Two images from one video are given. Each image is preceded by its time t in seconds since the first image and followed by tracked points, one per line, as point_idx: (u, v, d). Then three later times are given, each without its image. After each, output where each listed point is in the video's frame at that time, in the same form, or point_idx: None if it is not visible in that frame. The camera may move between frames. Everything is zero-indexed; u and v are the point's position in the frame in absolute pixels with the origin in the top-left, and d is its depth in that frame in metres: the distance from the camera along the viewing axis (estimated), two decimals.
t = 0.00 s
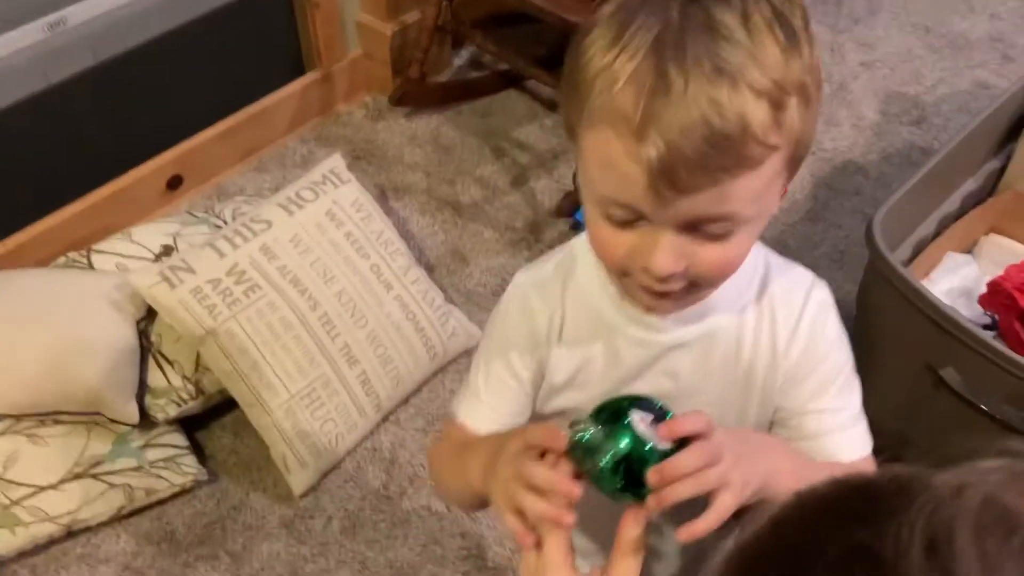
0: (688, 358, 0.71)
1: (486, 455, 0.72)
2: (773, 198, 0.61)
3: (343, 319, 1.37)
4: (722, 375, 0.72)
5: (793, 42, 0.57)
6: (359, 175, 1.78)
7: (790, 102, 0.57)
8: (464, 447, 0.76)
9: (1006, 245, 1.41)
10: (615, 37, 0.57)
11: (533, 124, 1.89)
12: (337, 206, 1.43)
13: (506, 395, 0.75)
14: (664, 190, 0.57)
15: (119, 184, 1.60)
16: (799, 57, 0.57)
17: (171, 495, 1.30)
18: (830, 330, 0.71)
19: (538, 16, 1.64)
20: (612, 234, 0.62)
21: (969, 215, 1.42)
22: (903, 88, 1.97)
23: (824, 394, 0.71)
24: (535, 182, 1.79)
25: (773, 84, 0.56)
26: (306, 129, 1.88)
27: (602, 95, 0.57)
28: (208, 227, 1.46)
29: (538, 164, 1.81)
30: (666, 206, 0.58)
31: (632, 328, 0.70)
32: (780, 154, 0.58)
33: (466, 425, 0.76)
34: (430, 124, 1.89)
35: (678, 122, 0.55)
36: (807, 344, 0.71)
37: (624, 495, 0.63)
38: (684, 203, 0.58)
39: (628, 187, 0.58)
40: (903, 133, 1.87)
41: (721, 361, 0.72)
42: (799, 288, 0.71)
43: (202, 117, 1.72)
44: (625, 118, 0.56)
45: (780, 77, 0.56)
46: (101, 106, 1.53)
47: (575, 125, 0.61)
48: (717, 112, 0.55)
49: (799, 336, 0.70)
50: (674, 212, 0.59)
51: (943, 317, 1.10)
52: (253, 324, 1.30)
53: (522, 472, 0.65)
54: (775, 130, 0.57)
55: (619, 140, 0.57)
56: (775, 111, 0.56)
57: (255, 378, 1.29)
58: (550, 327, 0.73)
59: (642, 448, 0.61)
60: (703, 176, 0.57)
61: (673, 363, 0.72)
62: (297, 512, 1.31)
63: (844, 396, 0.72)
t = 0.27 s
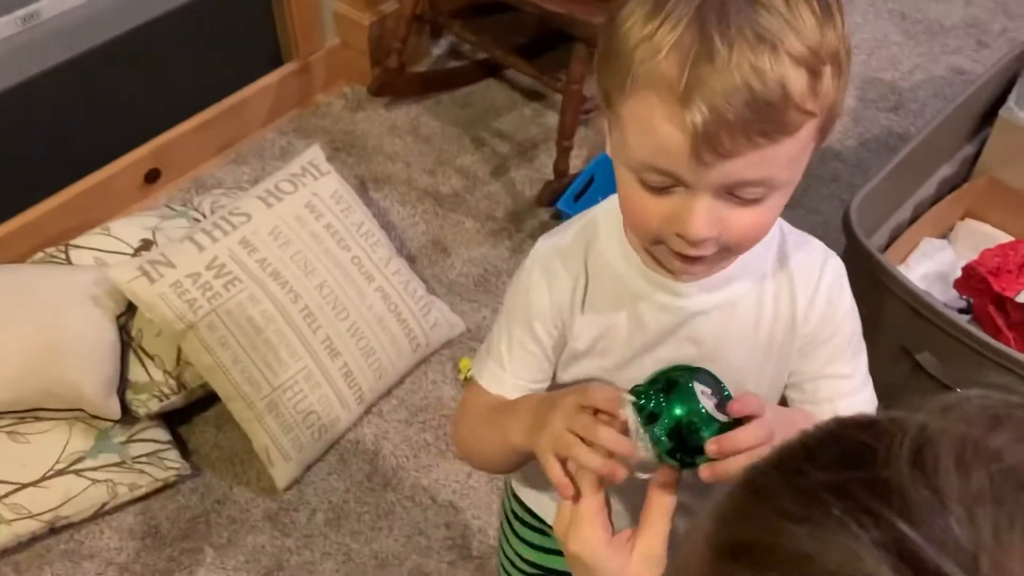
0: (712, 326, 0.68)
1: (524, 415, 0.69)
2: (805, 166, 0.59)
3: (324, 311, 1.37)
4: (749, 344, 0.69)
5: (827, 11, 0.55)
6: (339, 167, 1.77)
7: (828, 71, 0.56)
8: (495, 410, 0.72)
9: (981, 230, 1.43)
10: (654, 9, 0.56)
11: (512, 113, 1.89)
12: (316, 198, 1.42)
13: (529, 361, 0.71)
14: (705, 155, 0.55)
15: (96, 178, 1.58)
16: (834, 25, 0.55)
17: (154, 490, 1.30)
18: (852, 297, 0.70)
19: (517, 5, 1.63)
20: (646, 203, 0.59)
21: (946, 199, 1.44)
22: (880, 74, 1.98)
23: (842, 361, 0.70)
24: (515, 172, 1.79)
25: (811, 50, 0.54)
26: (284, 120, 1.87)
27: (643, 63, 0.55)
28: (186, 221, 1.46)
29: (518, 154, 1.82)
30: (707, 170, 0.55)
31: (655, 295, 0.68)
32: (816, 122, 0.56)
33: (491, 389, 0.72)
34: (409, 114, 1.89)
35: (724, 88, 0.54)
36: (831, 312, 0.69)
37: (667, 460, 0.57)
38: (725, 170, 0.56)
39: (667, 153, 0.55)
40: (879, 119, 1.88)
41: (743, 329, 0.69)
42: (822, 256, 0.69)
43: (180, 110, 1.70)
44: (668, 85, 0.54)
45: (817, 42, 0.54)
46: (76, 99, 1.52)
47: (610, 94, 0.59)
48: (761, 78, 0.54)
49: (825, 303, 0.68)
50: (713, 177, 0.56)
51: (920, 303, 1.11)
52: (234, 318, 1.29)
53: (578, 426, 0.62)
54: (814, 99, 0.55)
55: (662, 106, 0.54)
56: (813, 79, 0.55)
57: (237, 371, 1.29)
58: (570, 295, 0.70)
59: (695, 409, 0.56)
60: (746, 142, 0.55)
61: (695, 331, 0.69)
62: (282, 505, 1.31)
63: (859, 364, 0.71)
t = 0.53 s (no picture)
0: (671, 330, 0.70)
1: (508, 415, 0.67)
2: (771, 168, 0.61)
3: (319, 316, 1.37)
4: (707, 344, 0.71)
5: (790, 15, 0.57)
6: (329, 171, 1.78)
7: (794, 74, 0.57)
8: (463, 421, 0.70)
9: (967, 222, 1.44)
10: (626, 20, 0.56)
11: (501, 115, 1.90)
12: (307, 203, 1.43)
13: (486, 368, 0.70)
14: (687, 163, 0.56)
15: (86, 188, 1.58)
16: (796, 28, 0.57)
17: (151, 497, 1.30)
18: (791, 299, 0.74)
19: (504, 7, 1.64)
20: (623, 210, 0.60)
21: (932, 193, 1.45)
22: (866, 69, 1.99)
23: (785, 360, 0.74)
24: (505, 173, 1.80)
25: (780, 54, 0.56)
26: (274, 125, 1.87)
27: (622, 72, 0.55)
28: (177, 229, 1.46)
29: (508, 155, 1.82)
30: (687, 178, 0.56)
31: (617, 301, 0.69)
32: (786, 126, 0.58)
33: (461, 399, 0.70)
34: (398, 117, 1.89)
35: (704, 96, 0.54)
36: (772, 313, 0.73)
37: (662, 463, 0.55)
38: (704, 176, 0.57)
39: (650, 162, 0.56)
40: (866, 114, 1.89)
41: (700, 330, 0.71)
42: (768, 262, 0.73)
43: (169, 117, 1.70)
44: (649, 94, 0.55)
45: (785, 46, 0.56)
46: (64, 109, 1.52)
47: (582, 103, 0.59)
48: (737, 85, 0.55)
49: (766, 307, 0.72)
50: (692, 184, 0.57)
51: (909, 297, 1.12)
52: (228, 324, 1.30)
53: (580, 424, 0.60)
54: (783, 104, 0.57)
55: (644, 115, 0.55)
56: (782, 83, 0.56)
57: (232, 378, 1.29)
58: (528, 299, 0.70)
59: (691, 414, 0.54)
60: (724, 148, 0.56)
61: (652, 336, 0.71)
62: (279, 510, 1.31)
63: (800, 361, 0.74)
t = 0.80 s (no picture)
0: (642, 335, 0.71)
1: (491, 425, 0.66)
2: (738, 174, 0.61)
3: (314, 320, 1.37)
4: (680, 349, 0.72)
5: (752, 20, 0.57)
6: (324, 176, 1.78)
7: (760, 80, 0.57)
8: (445, 431, 0.70)
9: (961, 219, 1.45)
10: (587, 30, 0.56)
11: (496, 118, 1.90)
12: (303, 209, 1.43)
13: (460, 377, 0.70)
14: (653, 174, 0.56)
15: (82, 196, 1.58)
16: (760, 34, 0.57)
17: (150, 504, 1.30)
18: (761, 302, 0.74)
19: (497, 10, 1.65)
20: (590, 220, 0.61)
21: (924, 191, 1.45)
22: (858, 68, 2.00)
23: (756, 363, 0.74)
24: (500, 176, 1.80)
25: (742, 62, 0.56)
26: (269, 131, 1.87)
27: (583, 86, 0.56)
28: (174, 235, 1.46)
29: (503, 158, 1.83)
30: (652, 188, 0.57)
31: (587, 308, 0.69)
32: (752, 132, 0.58)
33: (442, 409, 0.70)
34: (393, 121, 1.90)
35: (664, 108, 0.55)
36: (742, 318, 0.73)
37: (642, 468, 0.60)
38: (671, 186, 0.57)
39: (615, 175, 0.57)
40: (859, 113, 1.90)
41: (673, 337, 0.71)
42: (739, 267, 0.73)
43: (164, 124, 1.71)
44: (610, 108, 0.55)
45: (746, 53, 0.56)
46: (59, 116, 1.52)
47: (548, 116, 0.59)
48: (699, 96, 0.55)
49: (737, 310, 0.73)
50: (657, 194, 0.57)
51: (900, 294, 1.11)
52: (224, 331, 1.30)
53: (567, 427, 0.59)
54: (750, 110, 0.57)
55: (607, 129, 0.56)
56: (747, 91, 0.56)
57: (228, 384, 1.29)
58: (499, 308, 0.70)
59: (674, 423, 0.60)
60: (692, 157, 0.56)
61: (623, 342, 0.71)
62: (277, 515, 1.31)
63: (770, 365, 0.75)
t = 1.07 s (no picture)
0: (639, 336, 0.71)
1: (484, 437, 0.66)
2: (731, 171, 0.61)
3: (311, 321, 1.37)
4: (681, 348, 0.72)
5: (737, 17, 0.58)
6: (321, 177, 1.78)
7: (749, 76, 0.57)
8: (440, 444, 0.69)
9: (958, 219, 1.45)
10: (574, 34, 0.57)
11: (493, 119, 1.90)
12: (300, 209, 1.43)
13: (460, 383, 0.70)
14: (647, 175, 0.56)
15: (78, 197, 1.58)
16: (745, 31, 0.58)
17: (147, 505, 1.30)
18: (760, 295, 0.74)
19: (495, 11, 1.65)
20: (587, 223, 0.61)
21: (920, 191, 1.45)
22: (854, 68, 2.00)
23: (759, 357, 0.74)
24: (497, 177, 1.80)
25: (730, 59, 0.56)
26: (266, 132, 1.87)
27: (574, 90, 0.56)
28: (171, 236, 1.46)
29: (500, 158, 1.83)
30: (648, 189, 0.57)
31: (587, 308, 0.70)
32: (743, 129, 0.58)
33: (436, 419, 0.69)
34: (390, 122, 1.90)
35: (655, 109, 0.55)
36: (742, 313, 0.73)
37: (650, 449, 0.61)
38: (666, 186, 0.57)
39: (610, 177, 0.57)
40: (855, 113, 1.90)
41: (674, 336, 0.71)
42: (735, 263, 0.73)
43: (161, 126, 1.71)
44: (602, 111, 0.55)
45: (734, 50, 0.57)
46: (56, 117, 1.52)
47: (540, 122, 0.59)
48: (689, 95, 0.55)
49: (736, 305, 0.73)
50: (653, 194, 0.58)
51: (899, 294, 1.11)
52: (221, 332, 1.30)
53: (559, 431, 0.59)
54: (740, 106, 0.57)
55: (599, 132, 0.56)
56: (736, 88, 0.57)
57: (225, 385, 1.29)
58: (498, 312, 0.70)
59: (676, 400, 0.60)
60: (685, 156, 0.56)
61: (625, 342, 0.71)
62: (275, 516, 1.31)
63: (774, 355, 0.75)
